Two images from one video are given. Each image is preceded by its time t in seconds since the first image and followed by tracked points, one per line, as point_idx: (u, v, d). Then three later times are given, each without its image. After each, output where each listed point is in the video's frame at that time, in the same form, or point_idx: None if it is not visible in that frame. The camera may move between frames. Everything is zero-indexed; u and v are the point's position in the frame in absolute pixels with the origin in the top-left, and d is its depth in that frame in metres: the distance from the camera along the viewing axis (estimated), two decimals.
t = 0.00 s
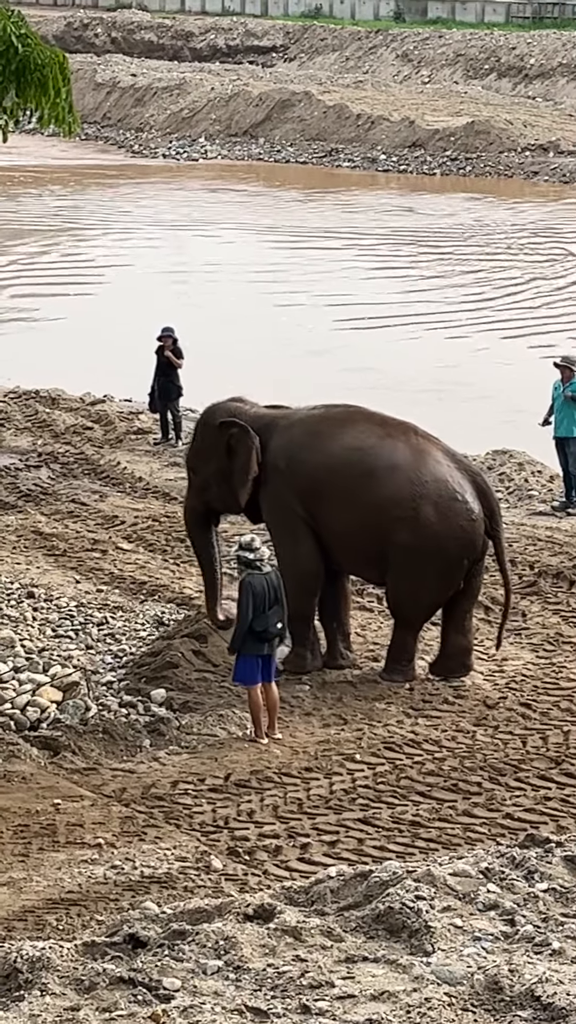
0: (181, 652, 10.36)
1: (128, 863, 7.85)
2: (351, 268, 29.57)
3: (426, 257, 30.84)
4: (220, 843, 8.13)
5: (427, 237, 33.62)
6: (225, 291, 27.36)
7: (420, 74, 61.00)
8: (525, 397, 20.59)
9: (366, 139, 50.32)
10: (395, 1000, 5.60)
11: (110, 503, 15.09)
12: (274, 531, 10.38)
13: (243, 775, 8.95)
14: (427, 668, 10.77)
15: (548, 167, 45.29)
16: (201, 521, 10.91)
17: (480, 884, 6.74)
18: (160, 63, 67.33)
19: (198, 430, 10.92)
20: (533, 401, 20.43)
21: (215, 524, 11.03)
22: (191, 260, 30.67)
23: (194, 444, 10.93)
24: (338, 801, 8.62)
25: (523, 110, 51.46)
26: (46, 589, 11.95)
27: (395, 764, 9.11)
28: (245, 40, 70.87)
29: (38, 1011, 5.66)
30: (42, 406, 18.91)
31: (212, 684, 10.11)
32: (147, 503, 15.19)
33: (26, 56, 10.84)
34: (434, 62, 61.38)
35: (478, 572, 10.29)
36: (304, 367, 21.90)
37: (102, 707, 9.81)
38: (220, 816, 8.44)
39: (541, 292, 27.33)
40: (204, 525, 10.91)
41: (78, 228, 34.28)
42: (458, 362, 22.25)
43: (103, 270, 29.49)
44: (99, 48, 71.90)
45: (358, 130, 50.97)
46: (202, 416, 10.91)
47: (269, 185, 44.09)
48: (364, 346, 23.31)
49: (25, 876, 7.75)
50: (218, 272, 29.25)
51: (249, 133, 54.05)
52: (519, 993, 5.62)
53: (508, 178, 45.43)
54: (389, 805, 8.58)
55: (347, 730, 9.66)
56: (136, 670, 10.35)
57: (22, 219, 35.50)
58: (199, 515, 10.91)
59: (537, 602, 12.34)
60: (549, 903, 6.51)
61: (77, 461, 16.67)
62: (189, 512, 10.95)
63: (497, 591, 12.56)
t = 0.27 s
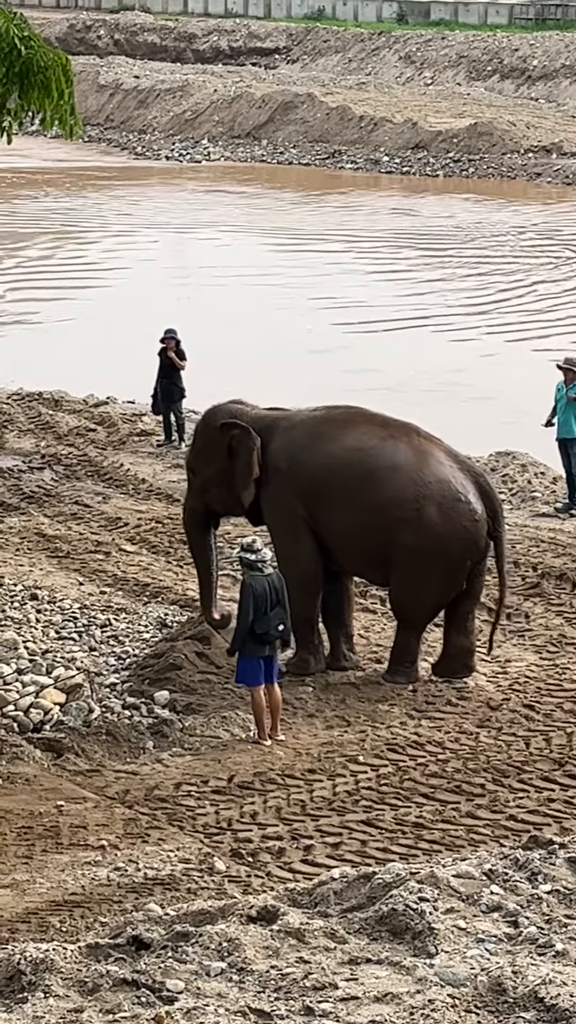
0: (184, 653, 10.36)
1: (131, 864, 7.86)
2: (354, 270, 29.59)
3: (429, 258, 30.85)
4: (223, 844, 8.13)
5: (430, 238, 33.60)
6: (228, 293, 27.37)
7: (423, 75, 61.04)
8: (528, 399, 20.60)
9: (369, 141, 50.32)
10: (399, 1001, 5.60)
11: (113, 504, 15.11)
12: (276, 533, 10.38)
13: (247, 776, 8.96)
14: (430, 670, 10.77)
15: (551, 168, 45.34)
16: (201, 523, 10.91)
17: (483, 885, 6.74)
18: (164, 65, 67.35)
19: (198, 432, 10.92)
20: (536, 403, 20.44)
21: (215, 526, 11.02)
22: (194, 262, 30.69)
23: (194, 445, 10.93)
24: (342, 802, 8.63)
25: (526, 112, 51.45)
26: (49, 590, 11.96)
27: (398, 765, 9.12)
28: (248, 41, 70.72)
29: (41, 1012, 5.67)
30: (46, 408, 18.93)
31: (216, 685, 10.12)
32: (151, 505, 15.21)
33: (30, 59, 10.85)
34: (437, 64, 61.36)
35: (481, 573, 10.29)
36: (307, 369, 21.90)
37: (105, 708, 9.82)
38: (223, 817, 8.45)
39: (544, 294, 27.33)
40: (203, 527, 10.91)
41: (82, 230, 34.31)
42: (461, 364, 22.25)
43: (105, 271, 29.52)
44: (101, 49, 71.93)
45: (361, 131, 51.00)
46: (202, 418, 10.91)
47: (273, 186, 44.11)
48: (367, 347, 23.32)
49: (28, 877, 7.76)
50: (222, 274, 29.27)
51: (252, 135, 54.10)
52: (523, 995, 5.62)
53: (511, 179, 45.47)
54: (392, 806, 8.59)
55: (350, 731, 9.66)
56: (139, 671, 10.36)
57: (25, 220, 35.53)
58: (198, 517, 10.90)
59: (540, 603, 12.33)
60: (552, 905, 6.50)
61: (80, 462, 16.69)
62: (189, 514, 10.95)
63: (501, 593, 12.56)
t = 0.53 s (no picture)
0: (187, 654, 10.36)
1: (135, 866, 7.85)
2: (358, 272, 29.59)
3: (432, 260, 30.83)
4: (227, 846, 8.14)
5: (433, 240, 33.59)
6: (231, 295, 27.37)
7: (426, 77, 61.02)
8: (532, 400, 20.59)
9: (372, 142, 50.29)
10: (403, 1003, 5.59)
11: (117, 505, 15.11)
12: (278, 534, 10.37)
13: (250, 778, 8.96)
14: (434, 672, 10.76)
15: (555, 170, 45.34)
16: (204, 525, 10.87)
17: (487, 887, 6.74)
18: (166, 66, 67.34)
19: (200, 433, 10.89)
20: (539, 404, 20.43)
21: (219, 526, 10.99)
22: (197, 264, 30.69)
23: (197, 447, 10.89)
24: (345, 804, 8.62)
25: (529, 113, 51.43)
26: (52, 592, 11.96)
27: (402, 767, 9.11)
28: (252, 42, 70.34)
29: (45, 1014, 5.67)
30: (49, 409, 18.94)
31: (219, 687, 10.12)
32: (155, 506, 15.21)
33: (33, 61, 10.84)
34: (440, 66, 61.31)
35: (484, 574, 10.28)
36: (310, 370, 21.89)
37: (109, 709, 9.81)
38: (227, 818, 8.45)
39: (547, 295, 27.32)
40: (206, 529, 10.87)
41: (85, 232, 34.31)
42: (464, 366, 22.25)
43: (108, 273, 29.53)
44: (104, 52, 71.98)
45: (364, 133, 50.99)
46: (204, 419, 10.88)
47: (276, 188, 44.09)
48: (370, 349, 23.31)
49: (32, 879, 7.76)
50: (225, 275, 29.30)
51: (255, 137, 54.12)
52: (527, 997, 5.62)
53: (514, 180, 45.46)
54: (396, 808, 8.58)
55: (354, 733, 9.66)
56: (142, 672, 10.36)
57: (28, 222, 35.54)
58: (201, 519, 10.86)
59: (544, 605, 12.32)
60: (556, 907, 6.49)
61: (84, 464, 16.69)
62: (192, 516, 10.91)
63: (505, 594, 12.55)
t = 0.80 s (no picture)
0: (191, 656, 10.36)
1: (139, 868, 7.85)
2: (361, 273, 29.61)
3: (436, 261, 30.82)
4: (231, 848, 8.13)
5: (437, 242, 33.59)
6: (234, 297, 27.38)
7: (429, 78, 61.02)
8: (535, 402, 20.59)
9: (376, 144, 50.28)
10: (407, 1005, 5.59)
11: (121, 507, 15.11)
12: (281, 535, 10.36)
13: (254, 780, 8.95)
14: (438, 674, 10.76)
15: (558, 171, 45.38)
16: (210, 527, 10.86)
17: (491, 889, 6.73)
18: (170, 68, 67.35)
19: (205, 436, 10.89)
20: (542, 406, 20.43)
21: (226, 529, 10.99)
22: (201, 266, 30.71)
23: (202, 449, 10.90)
24: (349, 806, 8.62)
25: (532, 115, 51.48)
26: (56, 594, 11.96)
27: (406, 769, 9.11)
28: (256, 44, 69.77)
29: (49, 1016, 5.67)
30: (53, 411, 18.94)
31: (223, 688, 10.11)
32: (159, 508, 15.22)
33: (36, 63, 10.86)
34: (444, 67, 61.34)
35: (487, 576, 10.28)
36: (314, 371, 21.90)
37: (113, 711, 9.81)
38: (231, 820, 8.45)
39: (551, 297, 27.31)
40: (213, 532, 10.87)
41: (89, 234, 34.34)
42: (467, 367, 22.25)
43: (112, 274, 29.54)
44: (108, 54, 72.01)
45: (368, 134, 50.96)
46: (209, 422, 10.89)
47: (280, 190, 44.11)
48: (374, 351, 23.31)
49: (35, 881, 7.76)
50: (227, 278, 29.30)
51: (259, 138, 54.15)
52: (531, 999, 5.61)
53: (517, 181, 45.49)
54: (399, 809, 8.58)
55: (358, 734, 9.66)
56: (146, 674, 10.35)
57: (32, 224, 35.56)
58: (207, 522, 10.86)
59: (548, 606, 12.32)
60: (560, 908, 6.48)
61: (88, 466, 16.70)
62: (198, 518, 10.91)
63: (509, 596, 12.55)
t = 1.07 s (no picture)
0: (194, 657, 10.35)
1: (141, 869, 7.85)
2: (364, 275, 29.60)
3: (438, 263, 30.80)
4: (233, 849, 8.13)
5: (440, 243, 33.57)
6: (236, 298, 27.37)
7: (432, 80, 61.01)
8: (537, 403, 20.58)
9: (378, 146, 50.23)
10: (409, 1006, 5.59)
11: (123, 509, 15.11)
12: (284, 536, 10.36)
13: (257, 782, 8.95)
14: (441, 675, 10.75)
15: (561, 173, 45.39)
16: (215, 528, 10.86)
17: (494, 891, 6.73)
18: (172, 70, 67.30)
19: (209, 436, 10.89)
20: (545, 407, 20.42)
21: (230, 530, 10.98)
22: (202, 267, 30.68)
23: (206, 450, 10.89)
24: (352, 807, 8.61)
25: (535, 115, 51.45)
26: (59, 596, 11.96)
27: (408, 770, 9.10)
28: (258, 45, 70.05)
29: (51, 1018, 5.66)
30: (55, 413, 18.95)
31: (226, 690, 10.11)
32: (161, 509, 15.22)
33: (38, 66, 10.83)
34: (446, 69, 61.33)
35: (488, 577, 10.29)
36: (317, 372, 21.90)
37: (115, 712, 9.81)
38: (234, 822, 8.45)
39: (552, 298, 27.31)
40: (218, 532, 10.87)
41: (90, 236, 34.32)
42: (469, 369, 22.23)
43: (114, 275, 29.55)
44: (110, 55, 71.95)
45: (370, 136, 50.91)
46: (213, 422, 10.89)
47: (282, 191, 44.10)
48: (377, 352, 23.29)
49: (38, 883, 7.76)
50: (230, 279, 29.31)
51: (261, 140, 54.13)
52: (534, 1000, 5.62)
53: (520, 183, 45.51)
54: (402, 811, 8.57)
55: (360, 736, 9.65)
56: (149, 676, 10.34)
57: (34, 225, 35.54)
58: (212, 522, 10.86)
59: (551, 607, 12.31)
60: (562, 910, 6.48)
61: (90, 467, 16.70)
62: (202, 519, 10.91)
63: (511, 598, 12.54)
